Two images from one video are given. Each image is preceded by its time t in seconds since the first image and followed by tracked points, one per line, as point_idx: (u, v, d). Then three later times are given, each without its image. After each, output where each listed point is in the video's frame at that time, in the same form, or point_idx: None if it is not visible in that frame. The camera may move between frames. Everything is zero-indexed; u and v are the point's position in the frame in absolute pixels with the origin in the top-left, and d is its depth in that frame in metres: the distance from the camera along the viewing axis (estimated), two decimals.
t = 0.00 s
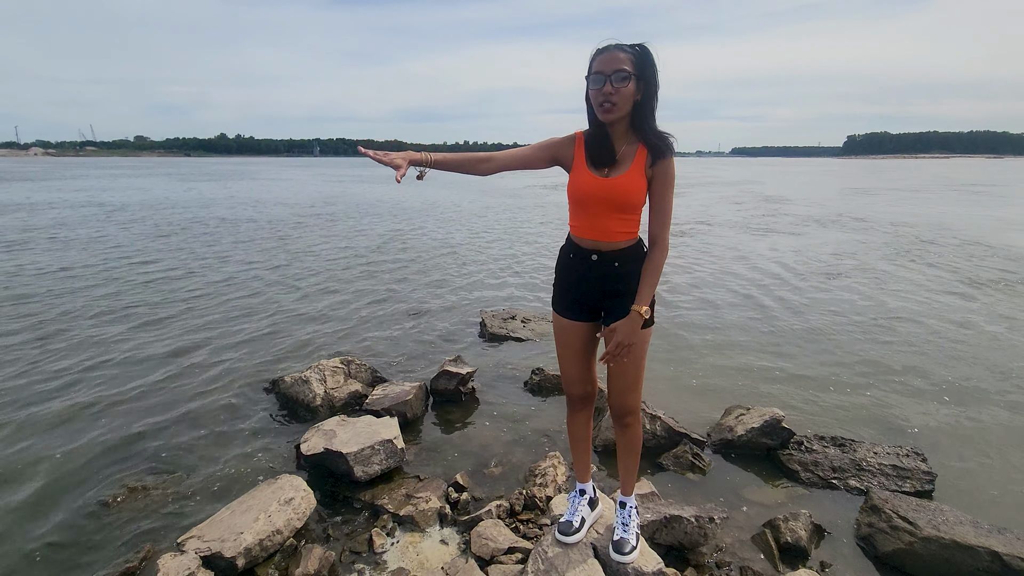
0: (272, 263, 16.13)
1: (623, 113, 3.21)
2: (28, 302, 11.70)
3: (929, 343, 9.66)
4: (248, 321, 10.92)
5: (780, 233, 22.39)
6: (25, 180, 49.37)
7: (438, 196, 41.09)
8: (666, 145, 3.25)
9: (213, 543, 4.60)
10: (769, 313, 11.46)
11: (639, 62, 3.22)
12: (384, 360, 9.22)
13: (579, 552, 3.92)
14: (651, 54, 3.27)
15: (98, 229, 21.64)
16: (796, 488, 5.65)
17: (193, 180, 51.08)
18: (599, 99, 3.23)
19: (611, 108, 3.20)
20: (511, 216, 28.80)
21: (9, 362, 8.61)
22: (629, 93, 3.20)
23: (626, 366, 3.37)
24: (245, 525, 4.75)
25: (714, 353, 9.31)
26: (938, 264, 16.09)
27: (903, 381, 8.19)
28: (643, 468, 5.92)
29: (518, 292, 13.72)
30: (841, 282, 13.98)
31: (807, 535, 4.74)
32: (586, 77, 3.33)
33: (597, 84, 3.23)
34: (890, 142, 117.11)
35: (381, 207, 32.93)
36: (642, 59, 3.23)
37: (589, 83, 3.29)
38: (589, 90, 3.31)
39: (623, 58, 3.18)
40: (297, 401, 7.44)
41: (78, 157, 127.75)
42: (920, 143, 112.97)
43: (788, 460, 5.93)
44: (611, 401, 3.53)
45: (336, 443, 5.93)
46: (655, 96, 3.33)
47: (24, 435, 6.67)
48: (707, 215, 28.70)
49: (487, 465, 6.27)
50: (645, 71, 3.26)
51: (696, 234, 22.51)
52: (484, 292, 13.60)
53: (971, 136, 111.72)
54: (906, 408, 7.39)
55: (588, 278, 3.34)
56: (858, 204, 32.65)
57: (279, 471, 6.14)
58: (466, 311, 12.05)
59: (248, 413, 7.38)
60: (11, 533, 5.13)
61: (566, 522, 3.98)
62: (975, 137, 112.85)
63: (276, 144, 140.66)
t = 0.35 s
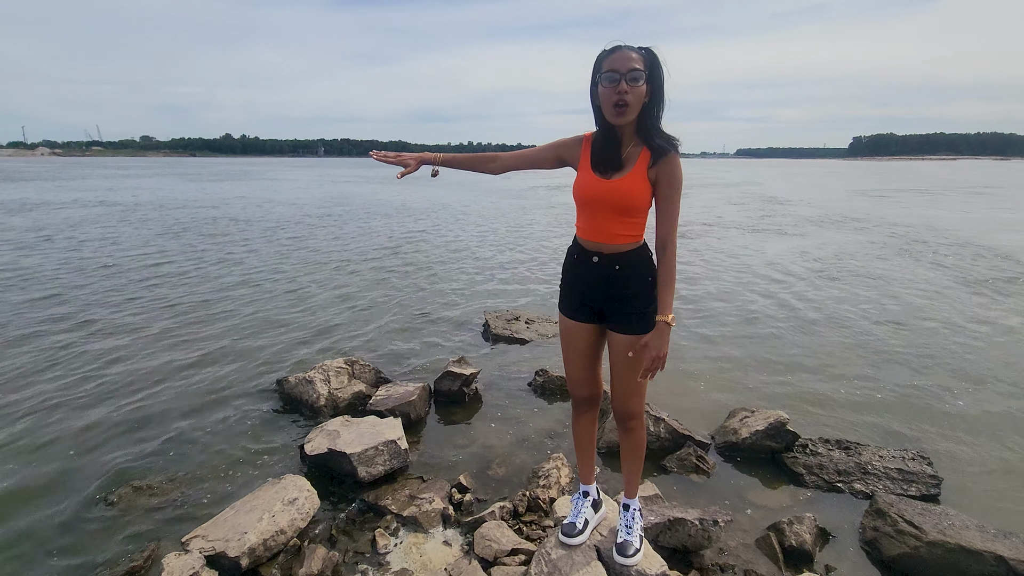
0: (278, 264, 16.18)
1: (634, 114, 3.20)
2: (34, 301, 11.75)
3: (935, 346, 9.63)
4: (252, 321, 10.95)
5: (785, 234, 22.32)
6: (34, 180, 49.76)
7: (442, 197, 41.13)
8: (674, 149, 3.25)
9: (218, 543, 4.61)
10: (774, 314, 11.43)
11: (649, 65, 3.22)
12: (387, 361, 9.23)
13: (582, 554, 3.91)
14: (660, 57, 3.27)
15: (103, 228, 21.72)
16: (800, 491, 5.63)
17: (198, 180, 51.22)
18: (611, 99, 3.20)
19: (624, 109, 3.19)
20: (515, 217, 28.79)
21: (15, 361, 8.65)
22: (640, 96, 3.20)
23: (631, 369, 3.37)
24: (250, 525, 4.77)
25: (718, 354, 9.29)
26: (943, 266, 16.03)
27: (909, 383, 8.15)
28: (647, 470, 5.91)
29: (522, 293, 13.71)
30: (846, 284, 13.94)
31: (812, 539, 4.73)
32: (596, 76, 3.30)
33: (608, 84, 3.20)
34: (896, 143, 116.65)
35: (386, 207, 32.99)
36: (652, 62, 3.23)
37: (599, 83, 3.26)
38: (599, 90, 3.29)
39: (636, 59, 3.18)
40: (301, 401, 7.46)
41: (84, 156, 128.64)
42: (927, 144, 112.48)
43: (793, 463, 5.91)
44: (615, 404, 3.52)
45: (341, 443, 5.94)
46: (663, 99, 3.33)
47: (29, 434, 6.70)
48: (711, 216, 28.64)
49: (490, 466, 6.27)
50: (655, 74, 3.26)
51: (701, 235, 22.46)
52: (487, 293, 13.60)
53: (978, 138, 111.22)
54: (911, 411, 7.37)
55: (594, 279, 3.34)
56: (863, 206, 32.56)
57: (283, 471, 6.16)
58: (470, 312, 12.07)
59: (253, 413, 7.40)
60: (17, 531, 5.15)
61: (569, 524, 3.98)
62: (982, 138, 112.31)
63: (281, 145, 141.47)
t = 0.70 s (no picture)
0: (284, 264, 16.24)
1: (632, 117, 3.18)
2: (44, 301, 11.85)
3: (943, 350, 9.56)
4: (259, 321, 10.99)
5: (791, 236, 22.25)
6: (43, 181, 50.05)
7: (447, 198, 41.17)
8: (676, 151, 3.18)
9: (223, 542, 4.62)
10: (779, 317, 11.39)
11: (648, 66, 3.19)
12: (392, 362, 9.24)
13: (586, 557, 3.90)
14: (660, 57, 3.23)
15: (111, 228, 21.84)
16: (806, 496, 5.59)
17: (206, 180, 51.51)
18: (609, 103, 3.22)
19: (623, 113, 3.18)
20: (520, 218, 28.81)
21: (24, 360, 8.72)
22: (639, 98, 3.17)
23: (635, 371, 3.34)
24: (255, 524, 4.78)
25: (724, 357, 9.26)
26: (952, 269, 15.92)
27: (916, 387, 8.09)
28: (652, 473, 5.89)
29: (527, 294, 13.71)
30: (853, 286, 13.86)
31: (818, 544, 4.70)
32: (597, 81, 3.32)
33: (607, 89, 3.22)
34: (904, 146, 116.08)
35: (392, 208, 33.06)
36: (653, 63, 3.20)
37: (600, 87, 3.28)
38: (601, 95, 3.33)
39: (632, 61, 3.16)
40: (306, 401, 7.48)
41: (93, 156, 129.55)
42: (934, 147, 111.93)
43: (799, 467, 5.87)
44: (618, 407, 3.50)
45: (345, 443, 5.95)
46: (667, 100, 3.28)
47: (38, 433, 6.75)
48: (717, 218, 28.57)
49: (494, 468, 6.27)
50: (656, 74, 3.23)
51: (706, 237, 22.41)
52: (492, 294, 13.61)
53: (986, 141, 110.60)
54: (919, 415, 7.31)
55: (597, 281, 3.36)
56: (871, 208, 32.36)
57: (288, 470, 6.18)
58: (475, 313, 12.08)
59: (258, 413, 7.43)
60: (26, 529, 5.20)
61: (573, 526, 3.97)
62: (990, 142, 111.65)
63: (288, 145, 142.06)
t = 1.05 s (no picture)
0: (293, 263, 16.32)
1: (632, 118, 3.17)
2: (56, 297, 11.98)
3: (956, 353, 9.44)
4: (267, 319, 11.04)
5: (801, 237, 22.11)
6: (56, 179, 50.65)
7: (455, 197, 41.22)
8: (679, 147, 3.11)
9: (231, 537, 4.64)
10: (788, 318, 11.31)
11: (643, 67, 3.15)
12: (399, 360, 9.26)
13: (593, 557, 3.88)
14: (656, 54, 3.17)
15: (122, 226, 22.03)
16: (815, 499, 5.55)
17: (216, 179, 51.82)
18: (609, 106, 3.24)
19: (620, 118, 3.19)
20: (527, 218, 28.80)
21: (36, 356, 8.81)
22: (639, 99, 3.15)
23: (643, 370, 3.32)
24: (262, 520, 4.80)
25: (732, 358, 9.20)
26: (965, 270, 15.75)
27: (928, 390, 8.01)
28: (659, 475, 5.87)
29: (534, 294, 13.70)
30: (864, 287, 13.74)
31: (827, 548, 4.66)
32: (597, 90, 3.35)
33: (607, 93, 3.24)
34: (915, 147, 115.07)
35: (400, 207, 33.13)
36: (649, 62, 3.16)
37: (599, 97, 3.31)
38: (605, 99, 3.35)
39: (629, 63, 3.14)
40: (314, 399, 7.51)
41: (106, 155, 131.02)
42: (946, 148, 110.88)
43: (808, 470, 5.83)
44: (624, 407, 3.49)
45: (353, 441, 5.97)
46: (668, 95, 3.21)
47: (49, 428, 6.82)
48: (726, 219, 28.43)
49: (501, 467, 6.26)
50: (653, 73, 3.17)
51: (715, 237, 22.31)
52: (500, 294, 13.61)
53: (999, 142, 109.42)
54: (931, 418, 7.23)
55: (604, 280, 3.37)
56: (883, 208, 31.99)
57: (295, 467, 6.20)
58: (483, 312, 12.09)
59: (266, 410, 7.47)
60: (36, 523, 5.25)
61: (580, 526, 3.96)
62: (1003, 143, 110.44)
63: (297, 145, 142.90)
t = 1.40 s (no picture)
0: (303, 262, 16.42)
1: (646, 114, 3.16)
2: (70, 296, 12.12)
3: (969, 354, 9.34)
4: (277, 318, 11.12)
5: (812, 236, 21.93)
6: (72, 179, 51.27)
7: (464, 197, 41.27)
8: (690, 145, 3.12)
9: (241, 534, 4.68)
10: (799, 318, 11.23)
11: (660, 63, 3.16)
12: (408, 359, 9.29)
13: (602, 557, 3.88)
14: (673, 53, 3.19)
15: (134, 225, 22.23)
16: (826, 501, 5.51)
17: (227, 179, 52.24)
18: (625, 103, 3.20)
19: (632, 111, 3.18)
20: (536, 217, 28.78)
21: (50, 354, 8.91)
22: (652, 94, 3.15)
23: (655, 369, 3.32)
24: (273, 517, 4.84)
25: (742, 359, 9.14)
26: (978, 271, 15.56)
27: (940, 392, 7.92)
28: (668, 475, 5.85)
29: (542, 293, 13.69)
30: (876, 288, 13.61)
31: (838, 550, 4.62)
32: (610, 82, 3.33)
33: (620, 85, 3.20)
34: (928, 146, 113.86)
35: (409, 207, 33.25)
36: (666, 60, 3.16)
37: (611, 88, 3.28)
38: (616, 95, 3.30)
39: (648, 60, 3.13)
40: (323, 397, 7.55)
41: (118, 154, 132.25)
42: (960, 147, 109.65)
43: (819, 472, 5.79)
44: (636, 406, 3.48)
45: (362, 440, 5.99)
46: (682, 95, 3.22)
47: (64, 424, 6.92)
48: (736, 219, 28.25)
49: (510, 466, 6.27)
50: (670, 70, 3.18)
51: (725, 237, 22.19)
52: (508, 293, 13.61)
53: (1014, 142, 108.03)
54: (943, 420, 7.16)
55: (616, 280, 3.31)
56: (895, 207, 31.58)
57: (305, 464, 6.25)
58: (491, 311, 12.11)
59: (277, 408, 7.53)
60: (53, 518, 5.34)
61: (589, 526, 3.95)
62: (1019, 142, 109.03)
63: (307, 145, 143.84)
